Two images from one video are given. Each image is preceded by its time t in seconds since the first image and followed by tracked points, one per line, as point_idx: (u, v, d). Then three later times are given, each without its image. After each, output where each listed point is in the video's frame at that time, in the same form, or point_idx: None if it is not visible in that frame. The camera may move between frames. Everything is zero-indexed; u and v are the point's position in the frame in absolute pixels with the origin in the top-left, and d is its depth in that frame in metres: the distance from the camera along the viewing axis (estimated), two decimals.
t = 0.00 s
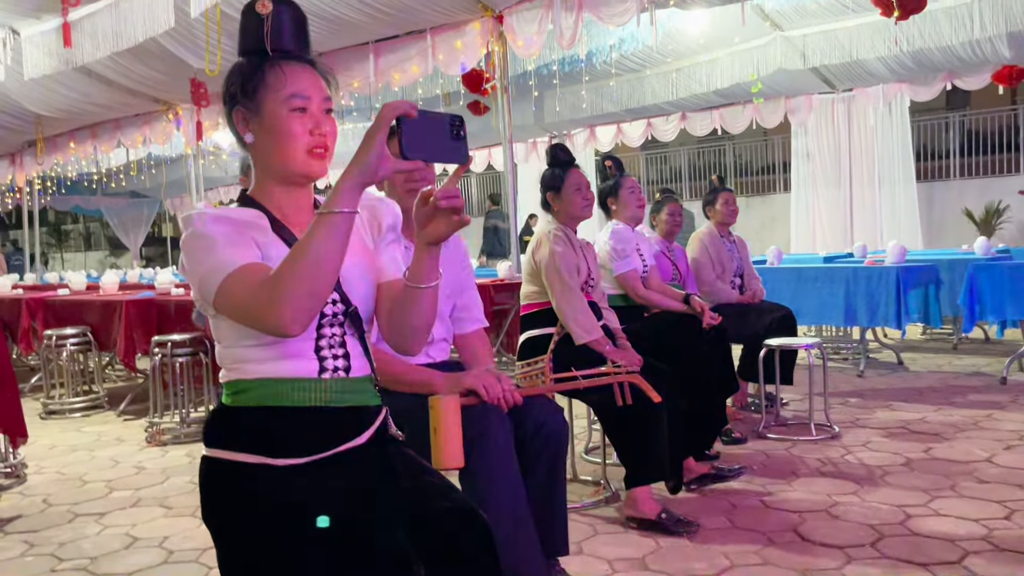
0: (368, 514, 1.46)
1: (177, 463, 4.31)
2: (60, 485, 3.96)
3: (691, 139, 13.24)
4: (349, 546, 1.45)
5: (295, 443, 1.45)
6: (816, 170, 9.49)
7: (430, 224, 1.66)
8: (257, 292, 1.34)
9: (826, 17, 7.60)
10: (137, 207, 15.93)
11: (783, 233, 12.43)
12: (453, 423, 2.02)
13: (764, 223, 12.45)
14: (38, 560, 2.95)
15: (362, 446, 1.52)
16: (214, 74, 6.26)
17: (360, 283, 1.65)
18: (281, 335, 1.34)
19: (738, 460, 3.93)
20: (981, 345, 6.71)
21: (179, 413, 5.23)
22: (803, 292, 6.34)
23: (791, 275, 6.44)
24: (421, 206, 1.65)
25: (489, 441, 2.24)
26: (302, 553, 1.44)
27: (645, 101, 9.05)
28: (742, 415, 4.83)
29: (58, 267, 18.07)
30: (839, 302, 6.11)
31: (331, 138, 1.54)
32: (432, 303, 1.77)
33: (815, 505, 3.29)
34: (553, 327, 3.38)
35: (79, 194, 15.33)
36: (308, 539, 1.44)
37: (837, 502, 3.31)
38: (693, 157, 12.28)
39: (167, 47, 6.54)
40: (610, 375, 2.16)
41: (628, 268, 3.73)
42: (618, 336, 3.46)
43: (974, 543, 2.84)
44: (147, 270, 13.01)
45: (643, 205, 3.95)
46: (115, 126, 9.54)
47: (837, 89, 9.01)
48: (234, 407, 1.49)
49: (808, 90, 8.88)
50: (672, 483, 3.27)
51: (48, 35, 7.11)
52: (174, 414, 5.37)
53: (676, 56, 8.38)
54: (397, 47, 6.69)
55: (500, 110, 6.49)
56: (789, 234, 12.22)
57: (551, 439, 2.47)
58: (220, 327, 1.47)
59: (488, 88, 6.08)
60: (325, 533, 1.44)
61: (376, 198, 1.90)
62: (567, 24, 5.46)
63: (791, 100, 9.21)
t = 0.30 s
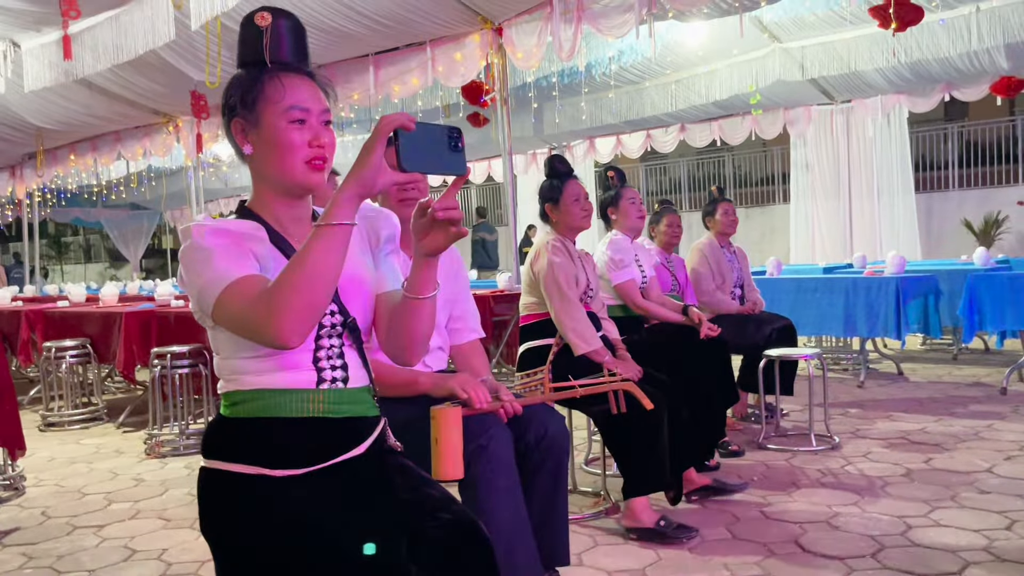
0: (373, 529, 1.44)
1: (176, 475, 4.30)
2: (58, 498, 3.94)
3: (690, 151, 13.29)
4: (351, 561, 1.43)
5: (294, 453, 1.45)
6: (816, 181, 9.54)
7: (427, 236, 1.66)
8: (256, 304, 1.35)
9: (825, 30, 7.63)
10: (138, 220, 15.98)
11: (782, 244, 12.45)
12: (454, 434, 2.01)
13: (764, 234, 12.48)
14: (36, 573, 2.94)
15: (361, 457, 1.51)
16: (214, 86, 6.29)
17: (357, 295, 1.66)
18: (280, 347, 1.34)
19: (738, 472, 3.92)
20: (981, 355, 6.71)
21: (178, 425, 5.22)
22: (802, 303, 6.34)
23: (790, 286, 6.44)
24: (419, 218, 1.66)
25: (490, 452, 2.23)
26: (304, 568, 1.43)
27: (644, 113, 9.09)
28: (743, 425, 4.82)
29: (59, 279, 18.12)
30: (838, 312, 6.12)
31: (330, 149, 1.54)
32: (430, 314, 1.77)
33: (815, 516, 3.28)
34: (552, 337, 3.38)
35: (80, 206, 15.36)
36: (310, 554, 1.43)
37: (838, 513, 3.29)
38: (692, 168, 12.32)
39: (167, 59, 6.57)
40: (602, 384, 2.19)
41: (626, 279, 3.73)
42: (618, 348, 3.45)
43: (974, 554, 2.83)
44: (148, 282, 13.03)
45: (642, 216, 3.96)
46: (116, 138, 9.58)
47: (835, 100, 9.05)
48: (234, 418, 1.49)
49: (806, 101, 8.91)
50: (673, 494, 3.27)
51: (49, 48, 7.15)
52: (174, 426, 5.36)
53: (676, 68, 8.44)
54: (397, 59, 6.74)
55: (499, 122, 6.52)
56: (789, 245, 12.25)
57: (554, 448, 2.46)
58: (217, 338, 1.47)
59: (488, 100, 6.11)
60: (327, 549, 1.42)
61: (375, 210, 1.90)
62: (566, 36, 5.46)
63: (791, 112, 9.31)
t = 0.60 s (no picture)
0: (377, 544, 1.43)
1: (179, 490, 4.29)
2: (60, 513, 3.92)
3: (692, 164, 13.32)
4: None
5: (299, 468, 1.45)
6: (818, 194, 9.53)
7: (433, 250, 1.66)
8: (262, 320, 1.35)
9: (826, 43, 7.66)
10: (141, 234, 16.03)
11: (785, 256, 12.45)
12: (458, 448, 2.01)
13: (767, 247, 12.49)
14: None
15: (366, 473, 1.51)
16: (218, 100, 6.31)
17: (363, 311, 1.66)
18: (286, 363, 1.34)
19: (743, 485, 3.90)
20: (986, 367, 6.69)
21: (181, 439, 5.21)
22: (805, 316, 6.34)
23: (794, 298, 6.44)
24: (425, 232, 1.66)
25: (496, 467, 2.23)
26: None
27: (646, 126, 9.12)
28: (747, 439, 4.81)
29: (62, 294, 18.16)
30: (841, 325, 6.11)
31: (336, 165, 1.55)
32: (436, 329, 1.76)
33: (822, 530, 3.26)
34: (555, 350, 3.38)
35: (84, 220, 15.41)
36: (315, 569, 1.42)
37: (844, 527, 3.27)
38: (694, 181, 12.35)
39: (171, 74, 6.61)
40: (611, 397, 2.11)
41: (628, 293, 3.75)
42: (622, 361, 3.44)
43: (983, 568, 2.81)
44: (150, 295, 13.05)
45: (642, 229, 3.96)
46: (120, 153, 9.63)
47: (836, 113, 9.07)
48: (240, 433, 1.49)
49: (808, 114, 8.94)
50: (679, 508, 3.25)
51: (54, 63, 7.20)
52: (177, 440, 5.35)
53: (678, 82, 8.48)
54: (399, 73, 6.78)
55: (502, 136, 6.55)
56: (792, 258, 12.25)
57: (559, 462, 2.45)
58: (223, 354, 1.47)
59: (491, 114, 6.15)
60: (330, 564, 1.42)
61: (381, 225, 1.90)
62: (568, 50, 5.47)
63: (791, 124, 9.33)
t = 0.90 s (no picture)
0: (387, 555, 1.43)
1: (184, 501, 4.27)
2: (65, 524, 3.91)
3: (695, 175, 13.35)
4: None
5: (308, 477, 1.44)
6: (820, 203, 9.51)
7: (441, 259, 1.66)
8: (270, 328, 1.34)
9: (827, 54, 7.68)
10: (144, 245, 16.08)
11: (788, 266, 12.45)
12: (469, 459, 1.99)
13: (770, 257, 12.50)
14: None
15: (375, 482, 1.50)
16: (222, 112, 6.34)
17: (370, 320, 1.65)
18: (294, 371, 1.34)
19: (750, 496, 3.88)
20: (991, 377, 6.68)
21: (185, 451, 5.20)
22: (810, 326, 6.34)
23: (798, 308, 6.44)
24: (432, 241, 1.66)
25: (505, 477, 2.22)
26: None
27: (649, 136, 9.14)
28: (753, 449, 4.79)
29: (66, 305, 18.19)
30: (845, 335, 6.11)
31: (344, 174, 1.55)
32: (443, 338, 1.75)
33: (829, 541, 3.24)
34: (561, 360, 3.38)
35: (88, 232, 15.44)
36: None
37: (852, 537, 3.26)
38: (696, 191, 12.38)
39: (175, 86, 6.64)
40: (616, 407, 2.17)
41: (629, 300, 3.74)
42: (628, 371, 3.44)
43: None
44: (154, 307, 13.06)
45: (643, 238, 3.97)
46: (124, 164, 9.66)
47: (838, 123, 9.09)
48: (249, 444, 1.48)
49: (810, 124, 8.97)
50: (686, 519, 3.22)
51: (59, 75, 7.23)
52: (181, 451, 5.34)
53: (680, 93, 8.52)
54: (403, 84, 6.81)
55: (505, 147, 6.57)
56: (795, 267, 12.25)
57: (568, 473, 2.44)
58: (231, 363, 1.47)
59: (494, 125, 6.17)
60: None
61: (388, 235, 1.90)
62: (571, 61, 5.48)
63: (793, 135, 9.28)
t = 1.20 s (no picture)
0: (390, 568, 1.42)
1: (186, 510, 4.27)
2: (67, 534, 3.90)
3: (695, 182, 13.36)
4: None
5: (312, 488, 1.44)
6: (822, 211, 9.56)
7: (445, 268, 1.66)
8: (275, 338, 1.34)
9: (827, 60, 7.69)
10: (146, 253, 16.09)
11: (789, 273, 12.44)
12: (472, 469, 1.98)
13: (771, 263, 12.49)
14: None
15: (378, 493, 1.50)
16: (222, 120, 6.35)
17: (374, 330, 1.65)
18: (299, 381, 1.34)
19: (753, 503, 3.88)
20: (993, 384, 6.66)
21: (187, 459, 5.20)
22: (812, 333, 6.33)
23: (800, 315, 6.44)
24: (436, 250, 1.66)
25: (508, 487, 2.21)
26: None
27: (650, 144, 9.15)
28: (756, 456, 4.78)
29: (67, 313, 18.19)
30: (847, 341, 6.10)
31: (348, 185, 1.55)
32: (446, 347, 1.75)
33: (833, 549, 3.23)
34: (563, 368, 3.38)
35: (90, 241, 15.46)
36: None
37: (856, 545, 3.25)
38: (697, 198, 12.39)
39: (177, 95, 6.65)
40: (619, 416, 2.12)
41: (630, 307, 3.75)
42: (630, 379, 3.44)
43: None
44: (155, 315, 13.06)
45: (645, 246, 3.97)
46: (126, 172, 9.68)
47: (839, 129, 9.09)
48: (252, 455, 1.48)
49: (810, 130, 8.98)
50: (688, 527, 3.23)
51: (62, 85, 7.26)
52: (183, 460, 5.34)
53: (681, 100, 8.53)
54: (404, 92, 6.82)
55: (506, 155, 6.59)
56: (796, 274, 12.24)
57: (571, 482, 2.44)
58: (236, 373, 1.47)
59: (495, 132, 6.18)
60: None
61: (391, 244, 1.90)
62: (572, 68, 5.48)
63: (794, 141, 9.28)
